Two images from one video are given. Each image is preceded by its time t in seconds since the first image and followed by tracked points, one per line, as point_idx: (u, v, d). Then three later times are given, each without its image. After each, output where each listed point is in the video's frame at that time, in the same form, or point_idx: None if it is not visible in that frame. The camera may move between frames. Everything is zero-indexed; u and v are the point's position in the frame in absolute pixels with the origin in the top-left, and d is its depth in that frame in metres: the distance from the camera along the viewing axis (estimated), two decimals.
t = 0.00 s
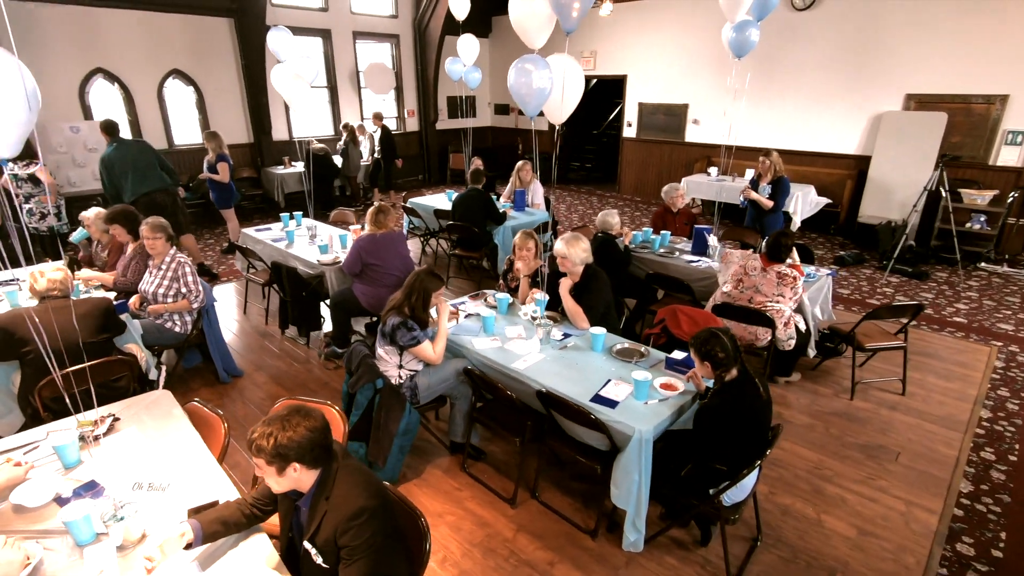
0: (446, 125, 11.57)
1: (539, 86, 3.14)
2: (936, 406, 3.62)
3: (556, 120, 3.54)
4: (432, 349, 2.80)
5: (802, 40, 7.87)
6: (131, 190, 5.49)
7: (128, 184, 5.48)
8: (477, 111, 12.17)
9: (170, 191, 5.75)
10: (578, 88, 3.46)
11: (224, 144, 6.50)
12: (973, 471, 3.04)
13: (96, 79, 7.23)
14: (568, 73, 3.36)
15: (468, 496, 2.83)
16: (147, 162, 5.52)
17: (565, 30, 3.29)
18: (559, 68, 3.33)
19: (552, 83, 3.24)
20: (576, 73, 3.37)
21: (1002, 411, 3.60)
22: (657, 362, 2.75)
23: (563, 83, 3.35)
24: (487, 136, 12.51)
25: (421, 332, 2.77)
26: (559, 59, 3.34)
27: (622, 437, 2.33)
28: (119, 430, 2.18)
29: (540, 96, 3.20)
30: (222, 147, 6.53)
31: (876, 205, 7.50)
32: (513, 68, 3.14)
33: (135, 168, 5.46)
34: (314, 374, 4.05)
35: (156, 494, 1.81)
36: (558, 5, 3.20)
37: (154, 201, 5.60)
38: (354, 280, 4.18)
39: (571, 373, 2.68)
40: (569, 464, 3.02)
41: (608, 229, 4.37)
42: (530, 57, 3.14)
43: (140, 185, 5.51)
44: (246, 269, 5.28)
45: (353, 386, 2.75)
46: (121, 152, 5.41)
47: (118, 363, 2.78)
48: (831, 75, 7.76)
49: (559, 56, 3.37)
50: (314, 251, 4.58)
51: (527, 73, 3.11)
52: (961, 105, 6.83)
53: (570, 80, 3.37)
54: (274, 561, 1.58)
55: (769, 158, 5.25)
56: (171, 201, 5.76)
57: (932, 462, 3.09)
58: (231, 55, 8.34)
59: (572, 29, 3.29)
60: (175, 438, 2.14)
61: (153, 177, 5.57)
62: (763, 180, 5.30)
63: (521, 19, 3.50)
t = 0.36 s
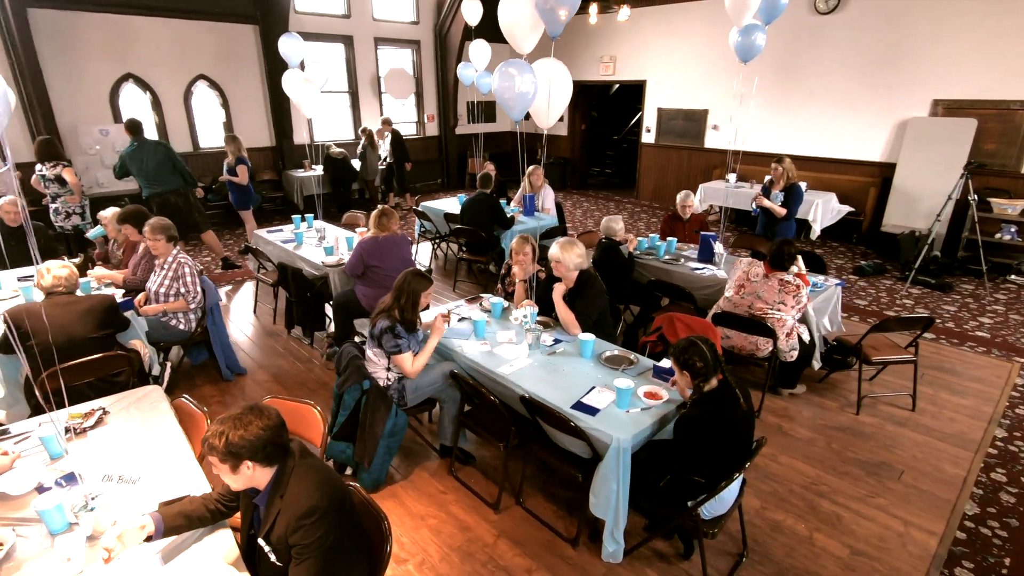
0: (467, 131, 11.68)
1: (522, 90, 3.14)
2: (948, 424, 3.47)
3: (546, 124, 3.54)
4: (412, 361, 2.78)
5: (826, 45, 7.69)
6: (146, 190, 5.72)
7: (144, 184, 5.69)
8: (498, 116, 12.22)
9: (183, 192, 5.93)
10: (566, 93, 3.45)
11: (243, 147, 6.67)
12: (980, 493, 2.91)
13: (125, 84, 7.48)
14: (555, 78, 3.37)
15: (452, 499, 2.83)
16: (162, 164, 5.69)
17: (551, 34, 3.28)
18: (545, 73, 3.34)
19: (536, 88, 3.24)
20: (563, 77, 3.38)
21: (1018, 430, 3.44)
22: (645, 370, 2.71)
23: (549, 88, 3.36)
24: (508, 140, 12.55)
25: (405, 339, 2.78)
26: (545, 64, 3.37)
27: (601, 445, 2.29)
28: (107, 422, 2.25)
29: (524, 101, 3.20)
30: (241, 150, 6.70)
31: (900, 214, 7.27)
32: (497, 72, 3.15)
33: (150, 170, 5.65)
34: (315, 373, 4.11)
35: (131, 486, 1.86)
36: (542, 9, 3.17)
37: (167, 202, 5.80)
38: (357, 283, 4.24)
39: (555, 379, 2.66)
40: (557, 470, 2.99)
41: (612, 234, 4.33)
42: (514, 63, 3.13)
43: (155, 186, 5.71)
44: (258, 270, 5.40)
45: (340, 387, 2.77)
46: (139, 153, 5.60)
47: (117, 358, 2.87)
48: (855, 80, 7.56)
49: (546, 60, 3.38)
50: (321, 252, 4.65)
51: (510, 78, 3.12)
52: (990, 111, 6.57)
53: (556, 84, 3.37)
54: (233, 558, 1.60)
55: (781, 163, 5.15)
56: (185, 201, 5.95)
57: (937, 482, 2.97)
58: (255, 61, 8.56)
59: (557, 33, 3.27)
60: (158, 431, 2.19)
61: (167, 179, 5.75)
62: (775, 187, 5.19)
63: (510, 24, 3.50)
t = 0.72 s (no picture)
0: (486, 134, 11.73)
1: (511, 94, 3.14)
2: (962, 441, 3.33)
3: (538, 127, 3.53)
4: (399, 370, 2.78)
5: (850, 48, 7.49)
6: (166, 191, 5.81)
7: (165, 185, 5.79)
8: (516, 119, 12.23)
9: (203, 195, 6.06)
10: (559, 97, 3.43)
11: (261, 149, 6.81)
12: (991, 515, 2.78)
13: (151, 87, 7.70)
14: (548, 81, 3.34)
15: (441, 503, 2.82)
16: (186, 167, 5.82)
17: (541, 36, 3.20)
18: (536, 76, 3.32)
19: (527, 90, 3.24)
20: (555, 81, 3.34)
21: None
22: (637, 378, 2.66)
23: (540, 91, 3.34)
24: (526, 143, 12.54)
25: (396, 346, 2.77)
26: (538, 66, 3.34)
27: (585, 454, 2.25)
28: (100, 418, 2.30)
29: (513, 104, 3.20)
30: (259, 152, 6.83)
31: (926, 222, 7.03)
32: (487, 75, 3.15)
33: (172, 172, 5.77)
34: (318, 373, 4.15)
35: (114, 482, 1.88)
36: (531, 12, 3.06)
37: (185, 204, 5.92)
38: (361, 284, 4.27)
39: (544, 385, 2.63)
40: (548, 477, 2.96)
41: (617, 239, 4.28)
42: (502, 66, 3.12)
43: (176, 188, 5.83)
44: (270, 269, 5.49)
45: (332, 389, 2.79)
46: (164, 154, 5.72)
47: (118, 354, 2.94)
48: (879, 84, 7.35)
49: (539, 63, 3.36)
50: (327, 253, 4.70)
51: (499, 80, 3.12)
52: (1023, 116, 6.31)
53: (547, 88, 3.35)
54: (201, 555, 1.61)
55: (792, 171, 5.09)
56: (203, 204, 6.07)
57: (945, 502, 2.84)
58: (276, 64, 8.72)
59: (548, 36, 3.16)
60: (148, 428, 2.23)
61: (189, 181, 5.88)
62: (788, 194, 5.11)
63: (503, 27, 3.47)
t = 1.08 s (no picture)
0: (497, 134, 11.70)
1: (497, 92, 3.10)
2: (974, 453, 3.19)
3: (528, 125, 3.49)
4: (387, 372, 2.75)
5: (867, 46, 7.31)
6: (182, 190, 5.82)
7: (182, 183, 5.81)
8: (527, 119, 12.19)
9: (216, 195, 6.12)
10: (549, 96, 3.40)
11: (270, 149, 6.85)
12: (1001, 532, 2.66)
13: (165, 88, 7.80)
14: (538, 80, 3.31)
15: (429, 507, 2.78)
16: (203, 166, 5.89)
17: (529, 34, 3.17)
18: (525, 75, 3.29)
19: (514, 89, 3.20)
20: (545, 79, 3.31)
21: None
22: (628, 383, 2.60)
23: (529, 89, 3.31)
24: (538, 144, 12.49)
25: (385, 347, 2.74)
26: (527, 65, 3.31)
27: (568, 461, 2.20)
28: (85, 416, 2.30)
29: (500, 102, 3.17)
30: (267, 152, 6.88)
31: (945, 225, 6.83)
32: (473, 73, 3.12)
33: (190, 172, 5.81)
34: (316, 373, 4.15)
35: (89, 480, 1.88)
36: (519, 10, 3.02)
37: (201, 203, 5.97)
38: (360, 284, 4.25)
39: (532, 389, 2.58)
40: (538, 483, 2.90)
41: (619, 240, 4.21)
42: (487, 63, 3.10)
43: (192, 187, 5.86)
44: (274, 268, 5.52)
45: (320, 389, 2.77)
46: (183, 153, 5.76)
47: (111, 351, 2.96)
48: (898, 83, 7.16)
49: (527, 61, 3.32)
50: (328, 252, 4.70)
51: (485, 77, 3.09)
52: None
53: (536, 87, 3.31)
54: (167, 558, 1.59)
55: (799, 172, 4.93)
56: (217, 203, 6.13)
57: (953, 517, 2.73)
58: (288, 65, 8.79)
59: (535, 34, 3.13)
60: (131, 426, 2.23)
61: (205, 180, 5.94)
62: (795, 196, 4.94)
63: (492, 26, 3.41)
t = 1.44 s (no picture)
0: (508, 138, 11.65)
1: (478, 98, 3.05)
2: (986, 476, 3.04)
3: (514, 133, 3.44)
4: (371, 383, 2.69)
5: (885, 46, 7.09)
6: (195, 195, 5.76)
7: (196, 188, 5.76)
8: (539, 122, 12.11)
9: (229, 201, 6.06)
10: (534, 104, 3.36)
11: (277, 152, 6.88)
12: (1011, 562, 2.51)
13: (177, 91, 7.89)
14: (524, 87, 3.28)
15: (412, 522, 2.72)
16: (219, 172, 5.84)
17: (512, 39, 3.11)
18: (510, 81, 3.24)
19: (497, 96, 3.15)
20: (529, 86, 3.27)
21: None
22: (617, 399, 2.51)
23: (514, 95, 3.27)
24: (550, 147, 12.42)
25: (369, 358, 2.69)
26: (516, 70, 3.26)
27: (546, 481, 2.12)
28: (64, 425, 2.29)
29: (482, 108, 3.11)
30: (275, 155, 6.90)
31: (965, 231, 6.61)
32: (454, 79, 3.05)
33: (208, 176, 5.75)
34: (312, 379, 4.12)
35: (53, 495, 1.85)
36: (501, 14, 2.95)
37: (213, 209, 5.90)
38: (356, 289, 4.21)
39: (517, 403, 2.50)
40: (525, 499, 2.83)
41: (619, 248, 4.12)
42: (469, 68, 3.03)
43: (206, 191, 5.80)
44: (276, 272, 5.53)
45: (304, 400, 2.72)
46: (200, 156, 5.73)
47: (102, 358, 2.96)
48: (917, 85, 6.94)
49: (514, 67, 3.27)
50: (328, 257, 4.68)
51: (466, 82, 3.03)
52: None
53: (520, 94, 3.28)
54: None
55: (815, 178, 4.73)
56: (229, 209, 6.07)
57: (960, 545, 2.58)
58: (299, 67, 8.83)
59: (518, 38, 3.07)
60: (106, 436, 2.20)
61: (219, 186, 5.88)
62: (814, 203, 4.74)
63: (476, 33, 3.36)
